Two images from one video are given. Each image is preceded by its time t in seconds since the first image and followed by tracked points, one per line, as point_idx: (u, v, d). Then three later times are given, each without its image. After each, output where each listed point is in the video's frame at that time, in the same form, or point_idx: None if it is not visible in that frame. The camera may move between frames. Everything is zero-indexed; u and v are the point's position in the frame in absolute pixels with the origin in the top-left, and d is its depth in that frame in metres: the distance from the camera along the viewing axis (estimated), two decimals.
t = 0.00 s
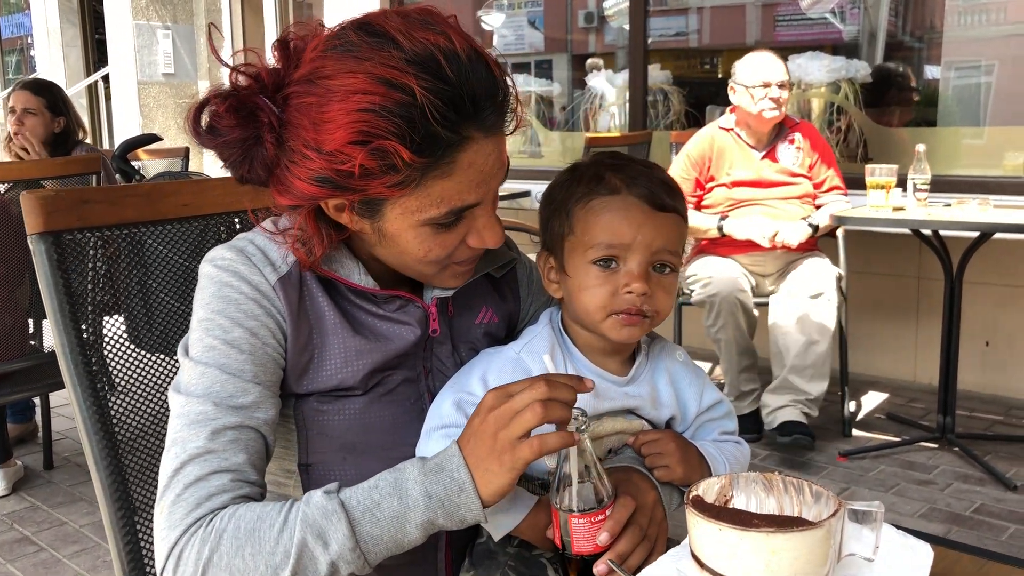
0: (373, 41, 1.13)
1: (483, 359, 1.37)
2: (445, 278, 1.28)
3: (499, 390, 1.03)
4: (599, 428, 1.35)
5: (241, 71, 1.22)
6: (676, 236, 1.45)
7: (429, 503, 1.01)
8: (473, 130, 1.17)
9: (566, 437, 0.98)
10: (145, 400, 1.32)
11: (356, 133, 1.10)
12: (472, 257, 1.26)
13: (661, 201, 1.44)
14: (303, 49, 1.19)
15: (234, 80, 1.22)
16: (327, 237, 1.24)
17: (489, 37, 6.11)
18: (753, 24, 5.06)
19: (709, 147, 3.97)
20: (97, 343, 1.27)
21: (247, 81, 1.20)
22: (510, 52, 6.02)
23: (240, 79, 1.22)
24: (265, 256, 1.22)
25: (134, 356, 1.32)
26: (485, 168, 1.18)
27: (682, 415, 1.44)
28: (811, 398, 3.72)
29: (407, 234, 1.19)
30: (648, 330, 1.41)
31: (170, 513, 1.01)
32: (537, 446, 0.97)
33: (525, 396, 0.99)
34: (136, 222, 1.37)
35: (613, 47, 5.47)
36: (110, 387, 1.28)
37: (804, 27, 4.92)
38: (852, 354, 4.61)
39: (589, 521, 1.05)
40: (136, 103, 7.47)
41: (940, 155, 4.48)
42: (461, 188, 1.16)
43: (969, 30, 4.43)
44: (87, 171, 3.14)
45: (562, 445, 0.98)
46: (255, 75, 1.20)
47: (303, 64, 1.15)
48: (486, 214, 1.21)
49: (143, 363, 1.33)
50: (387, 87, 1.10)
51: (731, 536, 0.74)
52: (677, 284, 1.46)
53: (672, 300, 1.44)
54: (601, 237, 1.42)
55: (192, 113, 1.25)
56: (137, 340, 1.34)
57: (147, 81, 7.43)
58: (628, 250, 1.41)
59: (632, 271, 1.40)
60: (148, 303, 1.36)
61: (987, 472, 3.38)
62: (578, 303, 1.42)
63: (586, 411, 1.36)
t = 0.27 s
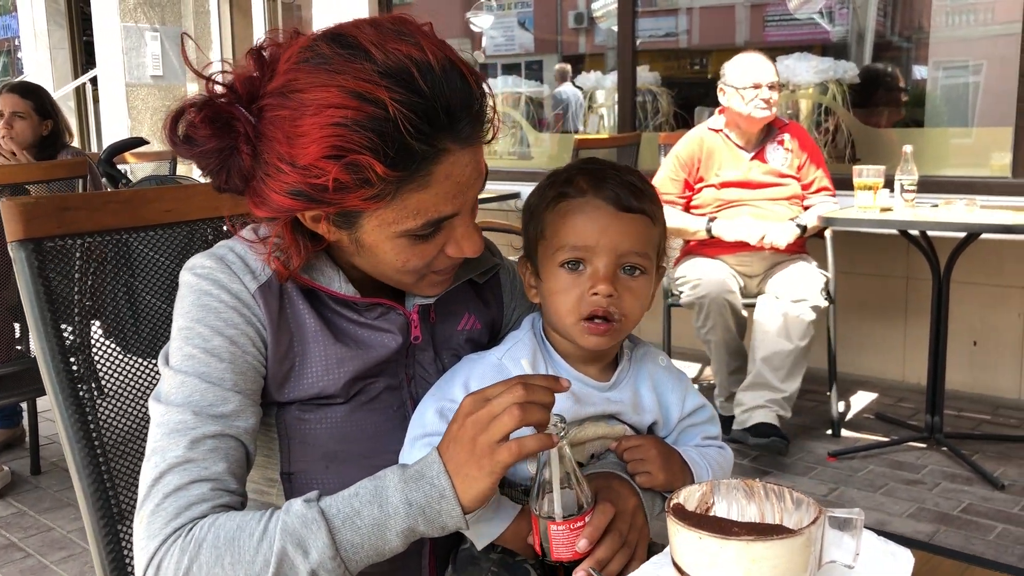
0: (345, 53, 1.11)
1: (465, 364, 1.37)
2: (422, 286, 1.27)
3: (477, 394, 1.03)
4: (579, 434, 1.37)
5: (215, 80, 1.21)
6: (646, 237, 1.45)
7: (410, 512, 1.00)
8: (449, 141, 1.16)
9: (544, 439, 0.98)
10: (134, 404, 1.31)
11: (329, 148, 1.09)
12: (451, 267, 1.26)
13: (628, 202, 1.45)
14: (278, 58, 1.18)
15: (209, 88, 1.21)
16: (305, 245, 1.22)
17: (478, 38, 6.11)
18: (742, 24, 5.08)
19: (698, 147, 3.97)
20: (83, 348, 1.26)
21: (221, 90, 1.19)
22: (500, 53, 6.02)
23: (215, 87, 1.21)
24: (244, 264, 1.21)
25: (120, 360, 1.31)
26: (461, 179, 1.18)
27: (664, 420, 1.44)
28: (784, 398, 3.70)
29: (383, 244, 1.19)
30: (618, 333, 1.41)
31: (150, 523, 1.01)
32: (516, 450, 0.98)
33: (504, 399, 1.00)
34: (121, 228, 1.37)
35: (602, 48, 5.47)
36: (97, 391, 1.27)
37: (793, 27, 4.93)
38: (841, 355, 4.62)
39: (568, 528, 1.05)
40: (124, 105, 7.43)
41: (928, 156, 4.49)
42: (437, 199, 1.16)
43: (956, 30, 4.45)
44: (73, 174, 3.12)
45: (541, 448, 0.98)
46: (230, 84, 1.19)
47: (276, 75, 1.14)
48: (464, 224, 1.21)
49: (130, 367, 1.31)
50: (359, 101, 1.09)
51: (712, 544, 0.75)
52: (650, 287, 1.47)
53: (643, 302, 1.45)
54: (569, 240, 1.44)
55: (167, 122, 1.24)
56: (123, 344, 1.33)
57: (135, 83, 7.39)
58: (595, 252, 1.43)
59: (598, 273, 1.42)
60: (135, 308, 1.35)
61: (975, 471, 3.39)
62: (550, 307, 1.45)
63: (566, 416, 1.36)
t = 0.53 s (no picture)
0: (319, 80, 1.06)
1: (456, 365, 1.36)
2: (415, 290, 1.27)
3: (468, 399, 1.04)
4: (571, 433, 1.37)
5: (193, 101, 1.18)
6: (632, 238, 1.45)
7: (401, 515, 1.00)
8: (433, 162, 1.13)
9: (534, 444, 0.98)
10: (126, 407, 1.31)
11: (311, 183, 1.05)
12: (441, 275, 1.25)
13: (613, 205, 1.45)
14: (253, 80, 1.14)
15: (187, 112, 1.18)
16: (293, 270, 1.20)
17: (471, 40, 6.11)
18: (734, 25, 5.11)
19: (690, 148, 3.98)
20: (75, 350, 1.26)
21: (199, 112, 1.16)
22: (492, 55, 6.02)
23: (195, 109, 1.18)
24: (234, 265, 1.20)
25: (113, 363, 1.31)
26: (448, 196, 1.16)
27: (656, 420, 1.45)
28: (772, 400, 3.72)
29: (374, 262, 1.18)
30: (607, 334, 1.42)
31: (140, 525, 1.01)
32: (506, 454, 0.98)
33: (496, 403, 1.00)
34: (112, 231, 1.37)
35: (595, 49, 5.48)
36: (89, 394, 1.26)
37: (785, 28, 4.95)
38: (833, 355, 4.64)
39: (558, 527, 1.06)
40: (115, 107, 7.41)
41: (918, 156, 4.51)
42: (426, 219, 1.15)
43: (947, 31, 4.46)
44: (64, 176, 3.12)
45: (531, 452, 0.98)
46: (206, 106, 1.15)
47: (251, 104, 1.10)
48: (454, 234, 1.20)
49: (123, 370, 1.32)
50: (339, 134, 1.05)
51: (704, 545, 0.75)
52: (639, 289, 1.46)
53: (632, 303, 1.44)
54: (556, 242, 1.45)
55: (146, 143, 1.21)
56: (116, 347, 1.33)
57: (126, 85, 7.37)
58: (582, 253, 1.44)
59: (584, 275, 1.43)
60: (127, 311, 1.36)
61: (966, 470, 3.41)
62: (540, 310, 1.45)
63: (556, 416, 1.36)
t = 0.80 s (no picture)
0: (291, 126, 1.03)
1: (451, 368, 1.36)
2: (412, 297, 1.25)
3: (463, 404, 1.03)
4: (566, 435, 1.37)
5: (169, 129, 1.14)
6: (614, 253, 1.46)
7: (397, 520, 1.00)
8: (413, 198, 1.10)
9: (530, 449, 1.00)
10: (121, 411, 1.30)
11: (289, 236, 1.03)
12: (432, 287, 1.23)
13: (593, 221, 1.45)
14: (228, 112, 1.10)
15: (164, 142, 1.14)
16: (290, 290, 1.16)
17: (466, 42, 6.11)
18: (729, 27, 5.10)
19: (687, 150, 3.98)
20: (69, 354, 1.26)
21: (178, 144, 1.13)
22: (488, 57, 6.02)
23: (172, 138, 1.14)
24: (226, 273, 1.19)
25: (108, 367, 1.31)
26: (432, 226, 1.13)
27: (651, 421, 1.44)
28: (787, 402, 3.66)
29: (364, 288, 1.17)
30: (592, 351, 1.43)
31: (135, 530, 1.00)
32: (502, 459, 0.98)
33: (492, 408, 1.01)
34: (107, 234, 1.36)
35: (590, 51, 5.48)
36: (83, 398, 1.26)
37: (780, 30, 4.96)
38: (829, 357, 4.64)
39: (553, 529, 1.06)
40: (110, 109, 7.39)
41: (913, 158, 4.52)
42: (410, 250, 1.13)
43: (942, 33, 4.47)
44: (60, 178, 3.12)
45: (528, 457, 1.00)
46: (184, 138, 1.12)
47: (226, 147, 1.06)
48: (443, 254, 1.18)
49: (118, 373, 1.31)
50: (315, 185, 1.02)
51: (701, 548, 0.75)
52: (624, 301, 1.48)
53: (617, 316, 1.46)
54: (539, 259, 1.47)
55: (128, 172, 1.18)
56: (111, 351, 1.32)
57: (121, 87, 7.35)
58: (564, 271, 1.45)
59: (568, 294, 1.44)
60: (124, 313, 1.35)
61: (962, 472, 3.41)
62: (527, 325, 1.48)
63: (551, 419, 1.36)
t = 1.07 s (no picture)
0: (277, 141, 1.03)
1: (448, 373, 1.37)
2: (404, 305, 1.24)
3: (459, 407, 1.03)
4: (564, 441, 1.36)
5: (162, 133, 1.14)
6: (623, 261, 1.46)
7: (394, 523, 1.00)
8: (400, 214, 1.09)
9: (527, 451, 1.00)
10: (117, 414, 1.30)
11: (273, 250, 1.04)
12: (423, 296, 1.23)
13: (605, 228, 1.44)
14: (219, 120, 1.10)
15: (157, 146, 1.15)
16: (280, 298, 1.16)
17: (465, 44, 6.10)
18: (727, 30, 5.11)
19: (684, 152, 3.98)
20: (66, 357, 1.26)
21: (170, 149, 1.13)
22: (486, 59, 6.02)
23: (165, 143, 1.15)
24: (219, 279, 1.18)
25: (104, 369, 1.30)
26: (420, 240, 1.13)
27: (648, 426, 1.45)
28: (787, 406, 3.66)
29: (354, 298, 1.17)
30: (596, 358, 1.43)
31: (131, 534, 1.00)
32: (499, 461, 0.98)
33: (490, 412, 1.01)
34: (105, 237, 1.36)
35: (588, 53, 5.48)
36: (79, 401, 1.26)
37: (778, 32, 4.97)
38: (827, 359, 4.65)
39: (549, 537, 1.06)
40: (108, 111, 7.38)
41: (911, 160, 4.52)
42: (397, 264, 1.13)
43: (939, 35, 4.47)
44: (59, 180, 3.13)
45: (524, 459, 0.99)
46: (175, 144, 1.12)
47: (214, 158, 1.07)
48: (433, 265, 1.18)
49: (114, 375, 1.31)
50: (299, 200, 1.02)
51: (697, 553, 0.75)
52: (628, 308, 1.48)
53: (622, 324, 1.46)
54: (545, 265, 1.45)
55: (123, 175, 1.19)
56: (109, 354, 1.32)
57: (119, 89, 7.35)
58: (572, 278, 1.44)
59: (575, 301, 1.44)
60: (121, 316, 1.34)
61: (959, 474, 3.42)
62: (531, 329, 1.46)
63: (548, 424, 1.36)
